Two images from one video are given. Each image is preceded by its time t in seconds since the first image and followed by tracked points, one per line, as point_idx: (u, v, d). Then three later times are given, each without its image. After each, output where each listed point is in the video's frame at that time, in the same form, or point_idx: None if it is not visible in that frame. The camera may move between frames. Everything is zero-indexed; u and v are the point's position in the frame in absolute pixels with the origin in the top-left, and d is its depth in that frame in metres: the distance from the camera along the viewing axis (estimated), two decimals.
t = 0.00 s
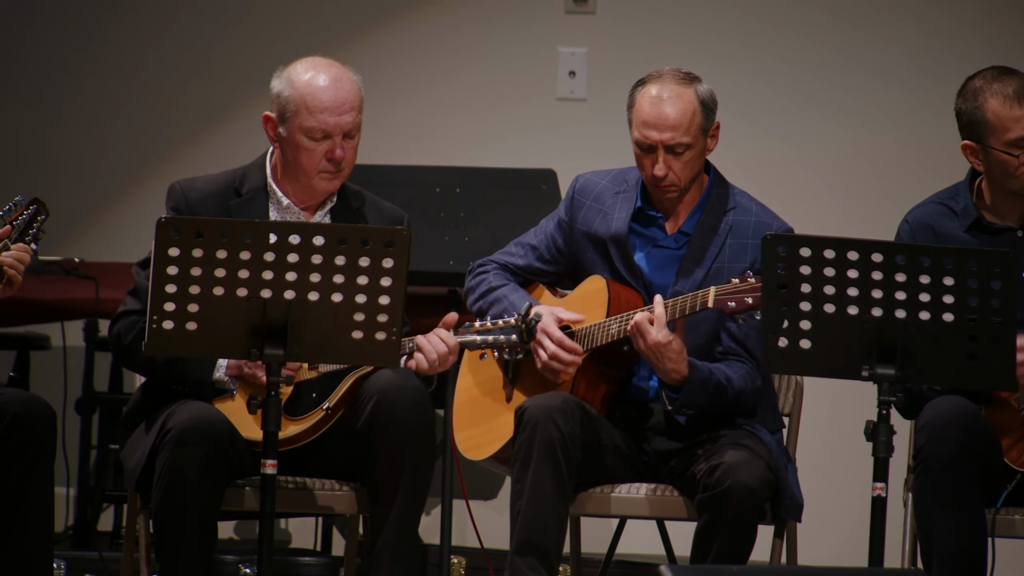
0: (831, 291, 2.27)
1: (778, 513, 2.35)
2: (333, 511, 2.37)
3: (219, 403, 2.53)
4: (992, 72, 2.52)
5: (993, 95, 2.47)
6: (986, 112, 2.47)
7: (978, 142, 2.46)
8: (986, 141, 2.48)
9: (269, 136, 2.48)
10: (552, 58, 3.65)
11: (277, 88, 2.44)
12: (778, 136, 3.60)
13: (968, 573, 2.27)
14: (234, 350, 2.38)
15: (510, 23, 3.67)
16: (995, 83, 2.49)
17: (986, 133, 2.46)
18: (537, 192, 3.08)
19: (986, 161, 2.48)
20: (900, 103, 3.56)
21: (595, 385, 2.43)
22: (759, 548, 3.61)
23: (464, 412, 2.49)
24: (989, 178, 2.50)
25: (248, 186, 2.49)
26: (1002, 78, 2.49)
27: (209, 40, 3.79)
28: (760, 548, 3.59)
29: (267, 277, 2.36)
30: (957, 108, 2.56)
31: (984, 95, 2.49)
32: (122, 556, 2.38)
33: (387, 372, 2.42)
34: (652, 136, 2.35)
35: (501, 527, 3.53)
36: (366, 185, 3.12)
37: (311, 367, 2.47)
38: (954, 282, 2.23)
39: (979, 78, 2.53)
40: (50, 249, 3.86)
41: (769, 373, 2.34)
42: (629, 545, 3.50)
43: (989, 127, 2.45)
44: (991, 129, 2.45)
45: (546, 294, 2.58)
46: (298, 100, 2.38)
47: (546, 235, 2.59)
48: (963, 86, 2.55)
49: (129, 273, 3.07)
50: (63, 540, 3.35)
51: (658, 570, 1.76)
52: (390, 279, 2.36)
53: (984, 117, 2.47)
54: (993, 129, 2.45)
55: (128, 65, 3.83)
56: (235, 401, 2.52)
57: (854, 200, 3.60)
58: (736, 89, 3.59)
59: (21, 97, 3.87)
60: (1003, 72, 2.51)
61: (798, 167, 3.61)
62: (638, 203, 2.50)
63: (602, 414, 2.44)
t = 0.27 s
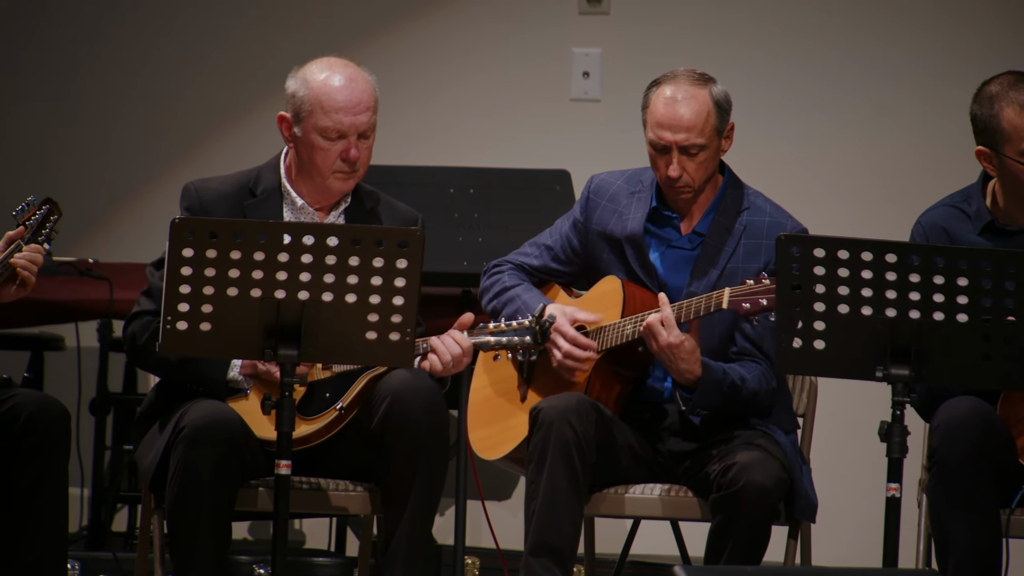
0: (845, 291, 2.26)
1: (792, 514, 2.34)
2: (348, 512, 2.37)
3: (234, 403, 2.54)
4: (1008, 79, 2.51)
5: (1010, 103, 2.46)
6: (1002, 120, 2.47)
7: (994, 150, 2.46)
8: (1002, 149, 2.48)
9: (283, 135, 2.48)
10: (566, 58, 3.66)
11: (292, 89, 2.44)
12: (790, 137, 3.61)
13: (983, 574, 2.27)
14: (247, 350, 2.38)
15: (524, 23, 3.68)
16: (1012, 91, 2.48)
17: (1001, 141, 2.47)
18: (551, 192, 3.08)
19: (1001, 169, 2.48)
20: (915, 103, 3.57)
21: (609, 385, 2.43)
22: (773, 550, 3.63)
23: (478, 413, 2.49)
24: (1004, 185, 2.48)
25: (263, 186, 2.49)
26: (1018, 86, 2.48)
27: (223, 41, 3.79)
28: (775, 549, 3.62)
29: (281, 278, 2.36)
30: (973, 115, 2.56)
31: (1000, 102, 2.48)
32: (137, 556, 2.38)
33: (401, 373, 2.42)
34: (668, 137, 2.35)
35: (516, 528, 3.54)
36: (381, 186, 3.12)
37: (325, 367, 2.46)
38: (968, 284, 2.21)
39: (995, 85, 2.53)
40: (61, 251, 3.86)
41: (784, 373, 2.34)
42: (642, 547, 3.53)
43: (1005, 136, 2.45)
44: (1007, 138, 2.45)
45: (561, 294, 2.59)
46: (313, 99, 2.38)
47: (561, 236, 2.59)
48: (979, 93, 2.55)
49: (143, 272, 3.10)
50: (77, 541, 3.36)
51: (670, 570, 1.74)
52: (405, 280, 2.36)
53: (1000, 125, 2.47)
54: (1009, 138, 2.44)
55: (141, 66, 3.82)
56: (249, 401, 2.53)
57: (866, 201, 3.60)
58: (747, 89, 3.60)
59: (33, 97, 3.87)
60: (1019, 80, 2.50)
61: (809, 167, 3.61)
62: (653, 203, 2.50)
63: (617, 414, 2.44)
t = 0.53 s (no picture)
0: (862, 291, 2.25)
1: (808, 514, 2.33)
2: (364, 512, 2.37)
3: (251, 404, 2.53)
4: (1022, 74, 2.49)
5: None
6: (1016, 115, 2.45)
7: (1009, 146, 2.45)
8: (1016, 145, 2.47)
9: (302, 135, 2.48)
10: (582, 58, 3.66)
11: (310, 88, 2.44)
12: (804, 136, 3.61)
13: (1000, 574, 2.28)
14: (264, 350, 2.38)
15: (541, 23, 3.68)
16: None
17: (1016, 137, 2.45)
18: (567, 193, 3.09)
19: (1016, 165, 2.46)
20: (930, 102, 3.57)
21: (625, 385, 2.43)
22: (789, 549, 3.64)
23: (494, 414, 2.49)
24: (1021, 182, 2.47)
25: (279, 186, 2.49)
26: None
27: (239, 41, 3.79)
28: (794, 547, 3.65)
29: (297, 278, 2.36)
30: (988, 110, 2.55)
31: (1015, 97, 2.46)
32: (153, 556, 2.38)
33: (417, 373, 2.42)
34: (688, 136, 2.35)
35: (532, 528, 3.55)
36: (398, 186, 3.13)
37: (341, 368, 2.45)
38: (985, 284, 2.20)
39: (1010, 81, 2.51)
40: (77, 251, 3.87)
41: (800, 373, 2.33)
42: (658, 546, 3.54)
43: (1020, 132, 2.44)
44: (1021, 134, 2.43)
45: (576, 295, 2.57)
46: (333, 99, 2.38)
47: (577, 237, 2.57)
48: (994, 89, 2.54)
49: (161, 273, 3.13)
50: (94, 540, 3.38)
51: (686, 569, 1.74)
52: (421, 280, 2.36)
53: (1014, 121, 2.45)
54: None
55: (157, 65, 3.83)
56: (266, 402, 2.52)
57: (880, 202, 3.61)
58: (762, 89, 3.61)
59: (49, 97, 3.87)
60: None
61: (823, 167, 3.62)
62: (668, 204, 2.49)
63: (633, 415, 2.44)
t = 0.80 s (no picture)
0: (878, 292, 2.24)
1: (824, 515, 2.33)
2: (381, 513, 2.37)
3: (268, 405, 2.53)
4: None
5: None
6: None
7: None
8: None
9: (326, 135, 2.48)
10: (598, 59, 3.67)
11: (336, 89, 2.44)
12: (816, 137, 3.62)
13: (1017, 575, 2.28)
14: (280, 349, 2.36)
15: (559, 23, 3.68)
16: None
17: None
18: (583, 193, 3.09)
19: None
20: (942, 103, 3.58)
21: (642, 386, 2.43)
22: (804, 549, 3.65)
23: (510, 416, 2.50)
24: None
25: (301, 186, 2.48)
26: None
27: (256, 41, 3.80)
28: (808, 550, 3.65)
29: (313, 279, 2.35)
30: (1004, 113, 2.55)
31: None
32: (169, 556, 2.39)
33: (434, 373, 2.42)
34: (711, 134, 2.36)
35: (548, 528, 3.56)
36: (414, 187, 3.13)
37: (358, 368, 2.46)
38: (1002, 285, 2.19)
39: None
40: (92, 250, 3.88)
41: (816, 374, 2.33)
42: (673, 547, 3.55)
43: None
44: None
45: (592, 295, 2.57)
46: (359, 100, 2.38)
47: (593, 237, 2.59)
48: (1010, 92, 2.54)
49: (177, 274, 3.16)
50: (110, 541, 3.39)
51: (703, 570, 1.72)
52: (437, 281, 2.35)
53: None
54: None
55: (174, 65, 3.83)
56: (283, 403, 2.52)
57: (895, 203, 3.61)
58: (774, 89, 3.61)
59: (65, 96, 3.87)
60: None
61: (835, 168, 3.62)
62: (684, 204, 2.48)
63: (649, 415, 2.44)
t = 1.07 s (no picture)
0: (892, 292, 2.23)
1: (839, 515, 2.34)
2: (396, 513, 2.37)
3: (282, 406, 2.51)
4: None
5: None
6: None
7: None
8: None
9: (351, 141, 2.47)
10: (609, 59, 3.67)
11: (364, 96, 2.43)
12: (827, 137, 3.62)
13: None
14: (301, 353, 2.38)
15: (570, 23, 3.69)
16: None
17: None
18: (598, 194, 3.10)
19: None
20: (952, 103, 3.58)
21: (654, 387, 2.42)
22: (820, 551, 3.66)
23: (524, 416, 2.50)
24: None
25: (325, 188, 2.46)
26: None
27: (272, 42, 3.80)
28: (823, 551, 3.65)
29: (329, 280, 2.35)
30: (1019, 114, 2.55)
31: None
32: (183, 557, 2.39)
33: (449, 374, 2.42)
34: (728, 135, 2.35)
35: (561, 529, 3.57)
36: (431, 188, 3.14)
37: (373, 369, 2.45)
38: (1016, 284, 2.18)
39: None
40: (109, 250, 3.89)
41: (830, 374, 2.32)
42: (687, 548, 3.56)
43: None
44: None
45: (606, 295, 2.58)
46: (386, 108, 2.37)
47: (606, 237, 2.58)
48: None
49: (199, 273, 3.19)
50: (126, 541, 3.40)
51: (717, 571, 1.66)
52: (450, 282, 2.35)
53: None
54: None
55: (190, 66, 3.83)
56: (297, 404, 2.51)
57: (907, 204, 3.62)
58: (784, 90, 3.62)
59: (82, 95, 3.87)
60: None
61: (846, 168, 3.62)
62: (696, 204, 2.48)
63: (662, 415, 2.44)
